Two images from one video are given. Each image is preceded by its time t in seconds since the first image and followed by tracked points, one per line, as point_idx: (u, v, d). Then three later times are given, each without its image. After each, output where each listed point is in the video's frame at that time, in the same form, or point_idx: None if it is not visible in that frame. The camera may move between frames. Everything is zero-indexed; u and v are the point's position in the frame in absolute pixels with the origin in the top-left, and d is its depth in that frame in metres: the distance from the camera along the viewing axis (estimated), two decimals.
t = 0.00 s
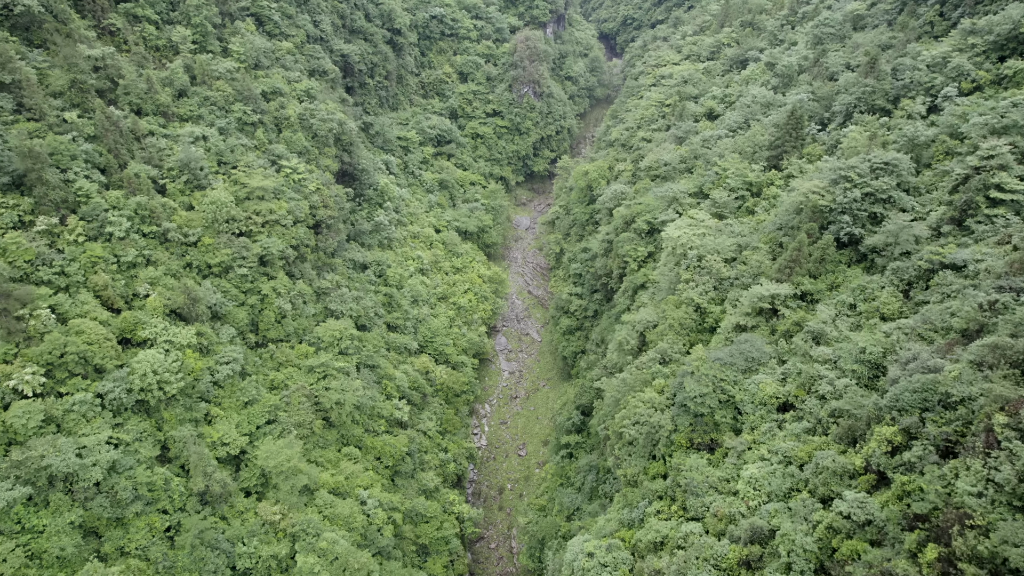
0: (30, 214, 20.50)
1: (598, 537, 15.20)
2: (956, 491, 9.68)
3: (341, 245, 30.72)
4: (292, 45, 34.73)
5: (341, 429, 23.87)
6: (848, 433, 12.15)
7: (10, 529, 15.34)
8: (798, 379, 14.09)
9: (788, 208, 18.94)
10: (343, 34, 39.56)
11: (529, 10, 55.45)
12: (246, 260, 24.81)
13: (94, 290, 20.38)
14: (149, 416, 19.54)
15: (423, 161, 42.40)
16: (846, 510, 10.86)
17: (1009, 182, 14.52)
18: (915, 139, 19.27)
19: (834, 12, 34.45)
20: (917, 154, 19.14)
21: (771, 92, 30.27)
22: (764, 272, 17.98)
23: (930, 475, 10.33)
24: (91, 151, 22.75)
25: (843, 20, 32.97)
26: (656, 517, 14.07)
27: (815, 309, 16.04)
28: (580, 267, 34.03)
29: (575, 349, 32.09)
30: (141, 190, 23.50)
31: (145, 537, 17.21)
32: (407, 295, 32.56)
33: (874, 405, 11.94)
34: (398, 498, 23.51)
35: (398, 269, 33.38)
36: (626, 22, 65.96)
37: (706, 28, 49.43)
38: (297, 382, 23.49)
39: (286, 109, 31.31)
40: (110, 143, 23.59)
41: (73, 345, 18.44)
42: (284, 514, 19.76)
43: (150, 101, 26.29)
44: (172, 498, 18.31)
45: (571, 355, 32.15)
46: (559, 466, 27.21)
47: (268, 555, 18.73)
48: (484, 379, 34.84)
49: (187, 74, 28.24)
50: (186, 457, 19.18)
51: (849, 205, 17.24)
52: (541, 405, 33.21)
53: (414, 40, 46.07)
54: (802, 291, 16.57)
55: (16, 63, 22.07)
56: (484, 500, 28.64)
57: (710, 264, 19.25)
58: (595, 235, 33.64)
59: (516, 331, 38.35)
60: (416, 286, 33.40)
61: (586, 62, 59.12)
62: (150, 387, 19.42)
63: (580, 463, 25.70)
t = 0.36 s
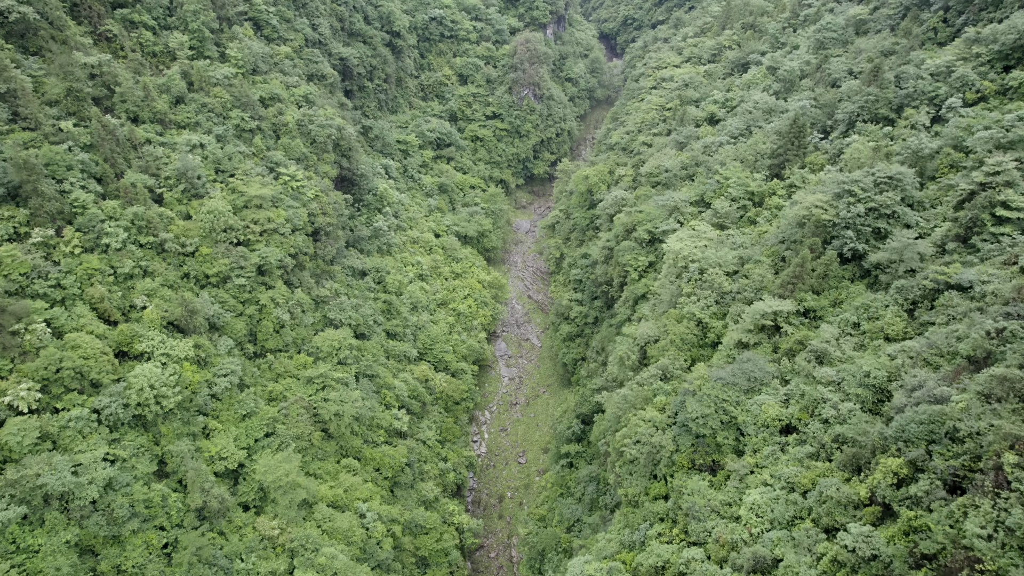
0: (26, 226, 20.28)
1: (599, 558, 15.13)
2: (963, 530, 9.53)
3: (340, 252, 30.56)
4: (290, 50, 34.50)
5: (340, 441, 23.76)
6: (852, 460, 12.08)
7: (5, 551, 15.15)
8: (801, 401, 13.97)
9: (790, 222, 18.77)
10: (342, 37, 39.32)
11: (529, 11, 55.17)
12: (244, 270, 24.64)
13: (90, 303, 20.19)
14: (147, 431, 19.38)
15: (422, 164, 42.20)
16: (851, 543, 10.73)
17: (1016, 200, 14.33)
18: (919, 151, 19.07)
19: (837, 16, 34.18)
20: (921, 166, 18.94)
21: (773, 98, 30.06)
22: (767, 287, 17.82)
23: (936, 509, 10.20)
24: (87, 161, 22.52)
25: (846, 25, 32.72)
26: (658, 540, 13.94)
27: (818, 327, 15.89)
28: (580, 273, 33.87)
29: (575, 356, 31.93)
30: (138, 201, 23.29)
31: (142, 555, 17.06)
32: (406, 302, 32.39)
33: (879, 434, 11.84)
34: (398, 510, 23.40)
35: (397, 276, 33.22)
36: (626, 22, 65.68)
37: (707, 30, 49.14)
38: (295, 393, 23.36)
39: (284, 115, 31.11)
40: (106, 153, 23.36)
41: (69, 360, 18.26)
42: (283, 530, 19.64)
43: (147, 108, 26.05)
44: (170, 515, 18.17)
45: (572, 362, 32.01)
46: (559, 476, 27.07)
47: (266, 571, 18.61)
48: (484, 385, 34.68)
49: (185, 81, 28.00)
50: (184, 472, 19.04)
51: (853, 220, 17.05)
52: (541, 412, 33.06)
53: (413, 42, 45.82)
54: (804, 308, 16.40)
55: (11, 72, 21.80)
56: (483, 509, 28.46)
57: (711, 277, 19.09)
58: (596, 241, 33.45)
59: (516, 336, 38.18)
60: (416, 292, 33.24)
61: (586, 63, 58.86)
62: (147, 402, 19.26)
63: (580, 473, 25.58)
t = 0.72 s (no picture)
0: (22, 238, 20.07)
1: None
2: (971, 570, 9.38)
3: (339, 260, 30.40)
4: (288, 54, 34.26)
5: (339, 452, 23.65)
6: (856, 488, 11.98)
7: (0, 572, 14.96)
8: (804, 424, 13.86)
9: (793, 235, 18.59)
10: (341, 40, 39.06)
11: (530, 12, 54.86)
12: (242, 280, 24.46)
13: (87, 316, 20.00)
14: (144, 445, 19.23)
15: (422, 168, 41.98)
16: None
17: (1022, 219, 14.14)
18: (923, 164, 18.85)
19: (839, 20, 33.91)
20: (925, 179, 18.73)
21: (775, 105, 29.84)
22: (769, 302, 17.66)
23: (944, 546, 10.02)
24: (84, 171, 22.30)
25: (848, 29, 32.47)
26: (659, 563, 13.88)
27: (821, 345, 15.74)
28: (581, 279, 33.70)
29: (575, 363, 31.78)
30: (135, 211, 23.09)
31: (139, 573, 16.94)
32: (405, 309, 32.24)
33: (884, 464, 11.73)
34: (397, 521, 23.30)
35: (397, 282, 33.06)
36: (627, 21, 65.37)
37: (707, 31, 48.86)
38: (294, 405, 23.23)
39: (283, 121, 30.88)
40: (102, 162, 23.13)
41: (65, 376, 18.07)
42: (281, 545, 19.51)
43: (144, 116, 25.81)
44: (167, 531, 18.05)
45: (572, 369, 31.87)
46: (559, 485, 26.94)
47: None
48: (484, 392, 34.52)
49: (182, 87, 27.76)
50: (182, 487, 18.91)
51: (857, 235, 16.87)
52: (541, 419, 32.92)
53: (412, 44, 45.58)
54: (807, 325, 16.24)
55: (6, 81, 21.52)
56: (483, 517, 28.31)
57: (713, 292, 18.94)
58: (596, 247, 33.26)
59: (516, 342, 38.02)
60: (415, 299, 33.08)
61: (586, 63, 58.59)
62: (144, 417, 19.10)
63: (580, 483, 25.46)
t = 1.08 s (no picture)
0: (18, 251, 19.87)
1: None
2: None
3: (338, 267, 30.26)
4: (287, 58, 34.02)
5: (338, 464, 23.54)
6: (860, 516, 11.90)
7: None
8: (807, 447, 13.77)
9: (795, 249, 18.42)
10: (340, 43, 38.79)
11: (530, 13, 54.55)
12: (240, 290, 24.28)
13: (83, 329, 19.83)
14: (141, 460, 19.07)
15: (421, 172, 41.77)
16: None
17: None
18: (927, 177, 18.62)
19: (842, 24, 33.64)
20: (928, 193, 18.51)
21: (777, 111, 29.64)
22: (771, 318, 17.51)
23: None
24: (80, 181, 22.09)
25: (850, 34, 32.21)
26: None
27: (824, 363, 15.62)
28: (581, 286, 33.53)
29: (575, 370, 31.63)
30: (132, 221, 22.90)
31: None
32: (405, 316, 32.08)
33: (889, 495, 11.62)
34: (396, 533, 23.19)
35: (396, 289, 32.89)
36: (627, 22, 65.06)
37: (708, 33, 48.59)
38: (293, 417, 23.11)
39: (281, 128, 30.67)
40: (99, 172, 22.92)
41: (61, 392, 17.88)
42: (279, 561, 19.40)
43: (141, 124, 25.58)
44: (165, 548, 17.91)
45: (572, 376, 31.73)
46: (559, 495, 26.83)
47: None
48: (483, 398, 34.39)
49: (179, 94, 27.53)
50: (179, 503, 18.77)
51: (860, 251, 16.70)
52: (541, 426, 32.79)
53: (412, 46, 45.31)
54: (810, 343, 16.10)
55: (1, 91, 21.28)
56: (483, 526, 28.17)
57: (715, 306, 18.80)
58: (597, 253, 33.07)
59: (516, 347, 37.87)
60: (415, 305, 32.93)
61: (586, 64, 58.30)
62: (141, 431, 18.94)
63: (581, 493, 25.35)
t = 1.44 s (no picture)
0: (13, 263, 19.70)
1: None
2: None
3: (337, 274, 30.13)
4: (285, 63, 33.80)
5: (337, 476, 23.43)
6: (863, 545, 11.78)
7: None
8: (809, 471, 13.65)
9: (797, 264, 18.25)
10: (339, 47, 38.54)
11: (530, 14, 54.27)
12: (238, 300, 24.11)
13: (80, 342, 19.66)
14: (138, 476, 18.93)
15: (421, 176, 41.57)
16: None
17: None
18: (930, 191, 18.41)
19: (843, 28, 33.38)
20: (932, 207, 18.30)
21: (779, 118, 29.44)
22: (773, 334, 17.37)
23: None
24: (76, 192, 21.91)
25: (853, 39, 31.95)
26: None
27: (826, 382, 15.48)
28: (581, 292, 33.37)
29: (575, 377, 31.49)
30: (129, 232, 22.71)
31: None
32: (404, 323, 31.95)
33: (894, 527, 11.52)
34: (395, 545, 23.09)
35: (396, 296, 32.76)
36: (627, 22, 64.73)
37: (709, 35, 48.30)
38: (292, 429, 22.99)
39: (279, 134, 30.46)
40: (95, 182, 22.72)
41: (57, 408, 17.74)
42: None
43: (139, 132, 25.36)
44: (162, 565, 17.73)
45: (572, 383, 31.58)
46: (559, 505, 26.72)
47: None
48: (483, 405, 34.25)
49: (176, 101, 27.30)
50: (177, 519, 18.63)
51: (863, 268, 16.53)
52: (541, 433, 32.67)
53: (411, 49, 45.08)
54: (813, 361, 15.94)
55: None
56: (483, 534, 28.07)
57: (715, 321, 18.67)
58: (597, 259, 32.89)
59: (516, 353, 37.72)
60: (414, 312, 32.80)
61: (586, 65, 58.02)
62: (138, 447, 18.80)
63: (581, 504, 25.25)
